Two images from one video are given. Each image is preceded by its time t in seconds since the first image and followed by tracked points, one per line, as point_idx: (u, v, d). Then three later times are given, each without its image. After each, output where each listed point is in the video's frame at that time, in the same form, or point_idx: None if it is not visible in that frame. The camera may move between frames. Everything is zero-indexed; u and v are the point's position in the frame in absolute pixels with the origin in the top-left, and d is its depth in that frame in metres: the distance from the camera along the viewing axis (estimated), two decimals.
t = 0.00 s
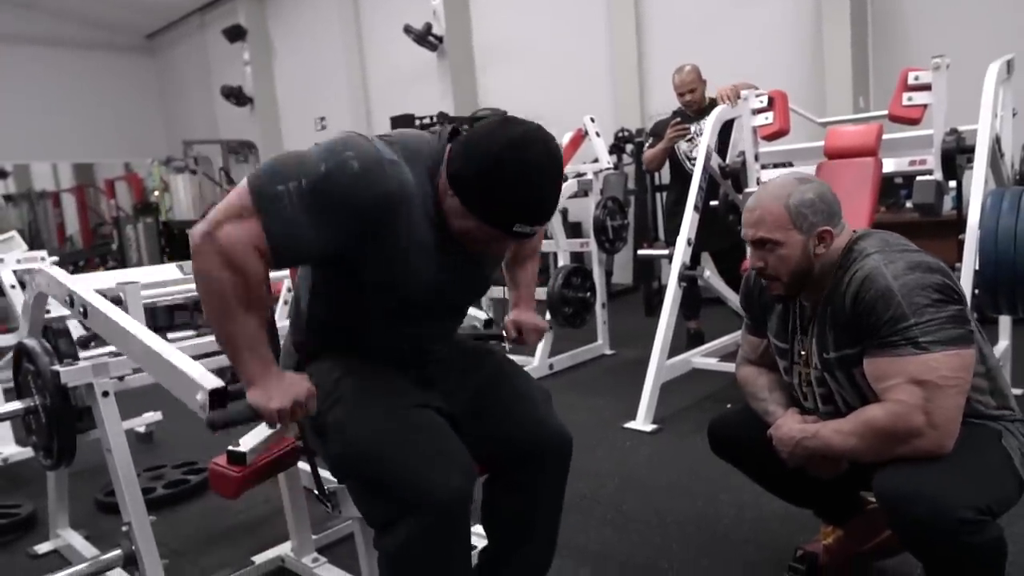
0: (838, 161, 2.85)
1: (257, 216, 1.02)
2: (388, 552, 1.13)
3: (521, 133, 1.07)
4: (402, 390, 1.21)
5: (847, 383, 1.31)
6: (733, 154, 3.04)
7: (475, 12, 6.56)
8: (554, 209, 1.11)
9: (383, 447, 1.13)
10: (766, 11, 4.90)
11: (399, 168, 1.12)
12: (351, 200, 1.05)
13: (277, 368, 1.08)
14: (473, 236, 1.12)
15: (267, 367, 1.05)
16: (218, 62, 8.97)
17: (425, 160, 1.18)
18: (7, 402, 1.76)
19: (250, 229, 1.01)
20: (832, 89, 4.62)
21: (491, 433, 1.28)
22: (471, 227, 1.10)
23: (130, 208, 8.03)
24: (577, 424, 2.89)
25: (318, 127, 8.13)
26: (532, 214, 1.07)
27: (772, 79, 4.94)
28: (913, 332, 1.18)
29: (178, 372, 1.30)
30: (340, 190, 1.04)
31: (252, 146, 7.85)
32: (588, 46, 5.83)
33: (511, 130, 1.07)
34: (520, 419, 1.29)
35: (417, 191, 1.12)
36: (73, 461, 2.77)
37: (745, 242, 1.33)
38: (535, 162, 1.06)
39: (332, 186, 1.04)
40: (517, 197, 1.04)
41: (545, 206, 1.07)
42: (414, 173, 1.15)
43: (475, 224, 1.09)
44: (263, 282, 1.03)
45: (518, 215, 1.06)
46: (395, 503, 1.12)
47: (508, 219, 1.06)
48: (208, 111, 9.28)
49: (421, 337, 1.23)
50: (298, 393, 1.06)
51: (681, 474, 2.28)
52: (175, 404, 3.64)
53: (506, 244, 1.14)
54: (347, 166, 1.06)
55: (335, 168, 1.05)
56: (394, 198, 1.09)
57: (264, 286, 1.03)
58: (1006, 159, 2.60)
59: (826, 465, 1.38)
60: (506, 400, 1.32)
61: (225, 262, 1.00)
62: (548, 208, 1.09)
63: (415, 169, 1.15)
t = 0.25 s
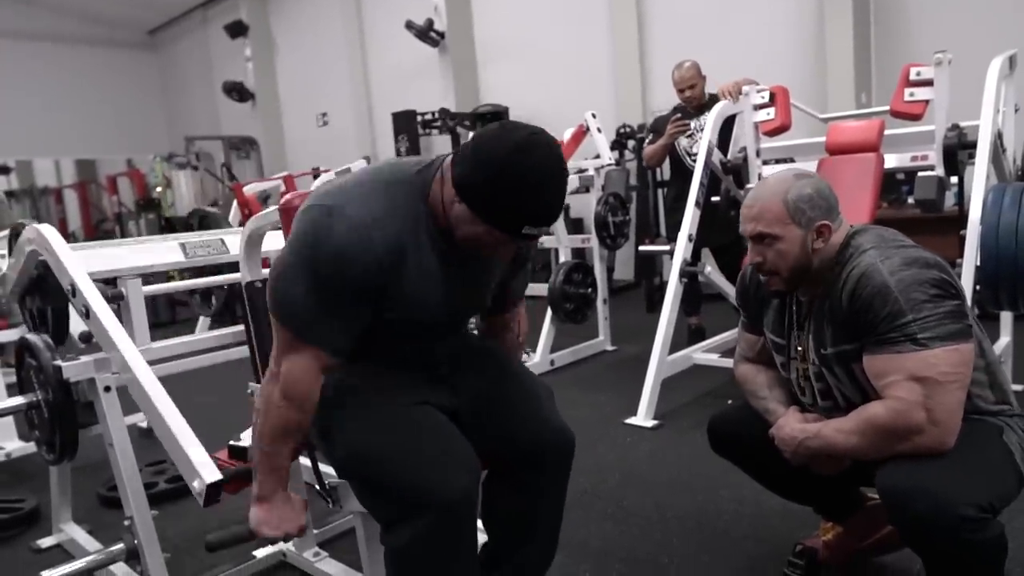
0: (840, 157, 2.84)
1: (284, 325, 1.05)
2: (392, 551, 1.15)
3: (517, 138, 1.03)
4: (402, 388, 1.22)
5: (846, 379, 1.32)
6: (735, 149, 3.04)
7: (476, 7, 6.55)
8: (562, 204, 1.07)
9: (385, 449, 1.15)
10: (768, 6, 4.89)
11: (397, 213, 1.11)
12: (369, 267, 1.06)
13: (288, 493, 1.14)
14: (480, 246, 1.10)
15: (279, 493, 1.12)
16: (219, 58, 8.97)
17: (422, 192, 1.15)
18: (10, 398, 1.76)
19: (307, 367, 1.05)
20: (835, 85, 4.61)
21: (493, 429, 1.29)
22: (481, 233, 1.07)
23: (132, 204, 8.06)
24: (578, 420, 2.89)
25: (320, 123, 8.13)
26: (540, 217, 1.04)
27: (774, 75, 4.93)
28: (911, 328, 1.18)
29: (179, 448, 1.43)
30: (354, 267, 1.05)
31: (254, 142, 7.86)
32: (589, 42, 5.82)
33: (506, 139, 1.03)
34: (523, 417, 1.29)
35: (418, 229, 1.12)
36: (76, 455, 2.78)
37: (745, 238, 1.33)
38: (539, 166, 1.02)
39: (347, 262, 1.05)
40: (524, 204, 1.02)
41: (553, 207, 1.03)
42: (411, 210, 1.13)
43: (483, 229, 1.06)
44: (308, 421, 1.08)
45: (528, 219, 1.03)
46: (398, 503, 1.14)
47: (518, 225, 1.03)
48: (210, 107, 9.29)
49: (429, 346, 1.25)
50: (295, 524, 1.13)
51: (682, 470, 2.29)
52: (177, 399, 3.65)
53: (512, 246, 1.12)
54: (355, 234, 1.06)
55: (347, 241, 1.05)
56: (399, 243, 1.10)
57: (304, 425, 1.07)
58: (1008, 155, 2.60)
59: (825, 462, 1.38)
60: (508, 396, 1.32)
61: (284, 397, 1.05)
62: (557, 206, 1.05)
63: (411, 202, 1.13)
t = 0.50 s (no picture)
0: (842, 153, 2.84)
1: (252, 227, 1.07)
2: (389, 545, 1.15)
3: (483, 85, 1.10)
4: (400, 382, 1.22)
5: (846, 374, 1.31)
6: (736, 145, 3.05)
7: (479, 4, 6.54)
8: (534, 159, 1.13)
9: (382, 443, 1.15)
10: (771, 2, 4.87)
11: (376, 149, 1.16)
12: (340, 190, 1.10)
13: (280, 390, 1.12)
14: (456, 196, 1.16)
15: (270, 387, 1.10)
16: (222, 56, 8.97)
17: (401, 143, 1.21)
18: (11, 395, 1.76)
19: (253, 247, 1.07)
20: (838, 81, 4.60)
21: (490, 426, 1.29)
22: (455, 186, 1.13)
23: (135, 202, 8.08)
24: (579, 417, 2.90)
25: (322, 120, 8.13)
26: (512, 163, 1.09)
27: (778, 71, 4.92)
28: (913, 324, 1.18)
29: (187, 387, 1.32)
30: (326, 185, 1.09)
31: (257, 140, 7.86)
32: (592, 39, 5.81)
33: (473, 87, 1.10)
34: (520, 413, 1.30)
35: (396, 169, 1.17)
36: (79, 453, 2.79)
37: (750, 219, 1.33)
38: (506, 111, 1.09)
39: (319, 181, 1.09)
40: (493, 149, 1.07)
41: (524, 154, 1.09)
42: (391, 149, 1.19)
43: (458, 181, 1.12)
44: (269, 304, 1.09)
45: (499, 163, 1.08)
46: (395, 496, 1.14)
47: (490, 168, 1.08)
48: (212, 104, 9.29)
49: (415, 331, 1.27)
50: (303, 410, 1.10)
51: (683, 467, 2.29)
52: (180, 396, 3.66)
53: (489, 201, 1.18)
54: (328, 156, 1.10)
55: (319, 162, 1.09)
56: (374, 178, 1.14)
57: (269, 305, 1.08)
58: (1011, 150, 2.59)
59: (823, 458, 1.38)
60: (505, 394, 1.33)
61: (232, 282, 1.06)
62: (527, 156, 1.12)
63: (391, 144, 1.19)
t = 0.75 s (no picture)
0: (848, 151, 2.82)
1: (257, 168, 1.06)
2: (387, 540, 1.15)
3: (510, 108, 1.08)
4: (402, 379, 1.23)
5: (850, 372, 1.31)
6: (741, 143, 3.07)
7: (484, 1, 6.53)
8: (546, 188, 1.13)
9: (383, 440, 1.15)
10: None
11: (398, 132, 1.15)
12: (352, 162, 1.09)
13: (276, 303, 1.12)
14: (465, 211, 1.15)
15: (266, 300, 1.10)
16: (228, 54, 8.99)
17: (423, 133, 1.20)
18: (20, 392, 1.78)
19: (237, 163, 1.06)
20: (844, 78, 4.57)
21: (491, 422, 1.30)
22: (465, 206, 1.14)
23: (142, 200, 8.11)
24: (584, 414, 2.90)
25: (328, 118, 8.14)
26: (524, 189, 1.09)
27: (783, 69, 4.90)
28: (917, 323, 1.17)
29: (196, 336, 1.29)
30: (342, 151, 1.08)
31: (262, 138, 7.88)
32: (597, 36, 5.80)
33: (501, 107, 1.09)
34: (522, 409, 1.30)
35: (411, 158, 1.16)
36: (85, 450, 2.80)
37: (750, 226, 1.33)
38: (527, 139, 1.08)
39: (331, 145, 1.08)
40: (508, 173, 1.07)
41: (536, 180, 1.09)
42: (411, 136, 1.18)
43: (468, 201, 1.13)
44: (254, 220, 1.08)
45: (510, 191, 1.08)
46: (394, 490, 1.14)
47: (500, 194, 1.08)
48: (218, 102, 9.31)
49: (419, 328, 1.27)
50: (299, 318, 1.10)
51: (688, 465, 2.29)
52: (186, 394, 3.67)
53: (497, 220, 1.18)
54: (345, 125, 1.09)
55: (334, 128, 1.08)
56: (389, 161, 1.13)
57: (252, 222, 1.08)
58: (1018, 147, 2.57)
59: (827, 456, 1.38)
60: (508, 390, 1.33)
61: (214, 194, 1.06)
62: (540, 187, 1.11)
63: (411, 132, 1.18)
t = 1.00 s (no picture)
0: (851, 148, 2.82)
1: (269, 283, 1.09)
2: (393, 542, 1.16)
3: (523, 142, 1.03)
4: (405, 380, 1.23)
5: (851, 371, 1.30)
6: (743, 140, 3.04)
7: None
8: (559, 216, 1.07)
9: (384, 442, 1.16)
10: None
11: (394, 194, 1.13)
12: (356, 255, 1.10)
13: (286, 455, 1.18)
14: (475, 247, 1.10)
15: (283, 458, 1.16)
16: (230, 51, 9.00)
17: (424, 177, 1.17)
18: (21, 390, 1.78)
19: (278, 323, 1.09)
20: (847, 75, 4.56)
21: (495, 422, 1.29)
22: (475, 236, 1.06)
23: (145, 197, 8.13)
24: (586, 412, 2.89)
25: (330, 115, 8.14)
26: (533, 221, 1.03)
27: (786, 65, 4.89)
28: (918, 320, 1.17)
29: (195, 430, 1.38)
30: (345, 249, 1.10)
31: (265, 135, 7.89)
32: (600, 32, 5.79)
33: (512, 139, 1.03)
34: (528, 409, 1.29)
35: (413, 213, 1.13)
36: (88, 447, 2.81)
37: (751, 227, 1.33)
38: (541, 175, 1.02)
39: (339, 248, 1.10)
40: (521, 205, 1.01)
41: (549, 210, 1.03)
42: (409, 191, 1.15)
43: (476, 231, 1.05)
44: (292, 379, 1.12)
45: (519, 222, 1.02)
46: (398, 492, 1.15)
47: (510, 227, 1.02)
48: (221, 100, 9.32)
49: (424, 346, 1.24)
50: (304, 485, 1.17)
51: (689, 462, 2.28)
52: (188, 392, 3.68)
53: (508, 250, 1.12)
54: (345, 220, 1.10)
55: (340, 220, 1.10)
56: (389, 226, 1.12)
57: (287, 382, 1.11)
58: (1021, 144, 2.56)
59: (830, 455, 1.37)
60: (513, 389, 1.32)
61: (260, 358, 1.08)
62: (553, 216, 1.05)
63: (409, 185, 1.15)
